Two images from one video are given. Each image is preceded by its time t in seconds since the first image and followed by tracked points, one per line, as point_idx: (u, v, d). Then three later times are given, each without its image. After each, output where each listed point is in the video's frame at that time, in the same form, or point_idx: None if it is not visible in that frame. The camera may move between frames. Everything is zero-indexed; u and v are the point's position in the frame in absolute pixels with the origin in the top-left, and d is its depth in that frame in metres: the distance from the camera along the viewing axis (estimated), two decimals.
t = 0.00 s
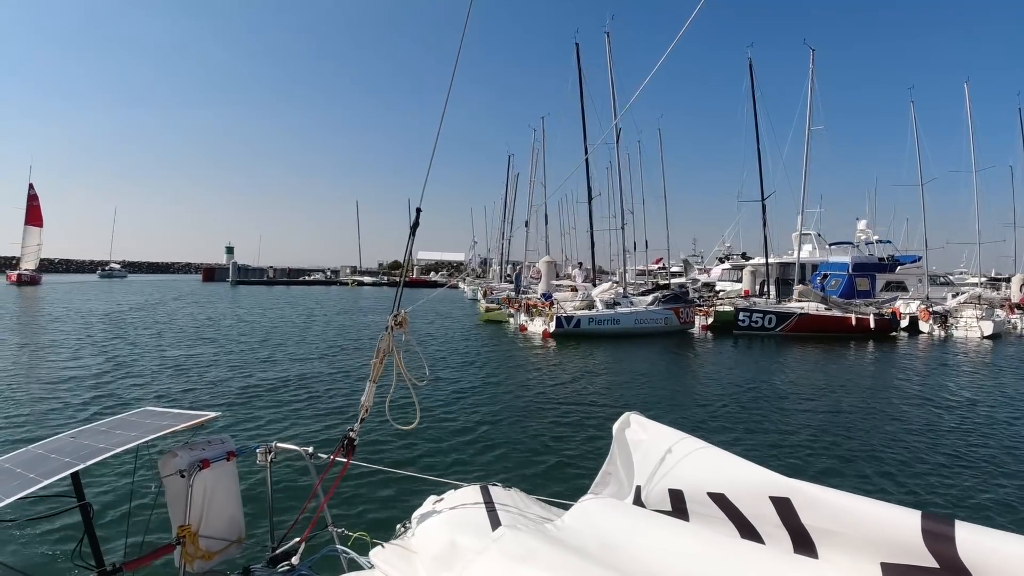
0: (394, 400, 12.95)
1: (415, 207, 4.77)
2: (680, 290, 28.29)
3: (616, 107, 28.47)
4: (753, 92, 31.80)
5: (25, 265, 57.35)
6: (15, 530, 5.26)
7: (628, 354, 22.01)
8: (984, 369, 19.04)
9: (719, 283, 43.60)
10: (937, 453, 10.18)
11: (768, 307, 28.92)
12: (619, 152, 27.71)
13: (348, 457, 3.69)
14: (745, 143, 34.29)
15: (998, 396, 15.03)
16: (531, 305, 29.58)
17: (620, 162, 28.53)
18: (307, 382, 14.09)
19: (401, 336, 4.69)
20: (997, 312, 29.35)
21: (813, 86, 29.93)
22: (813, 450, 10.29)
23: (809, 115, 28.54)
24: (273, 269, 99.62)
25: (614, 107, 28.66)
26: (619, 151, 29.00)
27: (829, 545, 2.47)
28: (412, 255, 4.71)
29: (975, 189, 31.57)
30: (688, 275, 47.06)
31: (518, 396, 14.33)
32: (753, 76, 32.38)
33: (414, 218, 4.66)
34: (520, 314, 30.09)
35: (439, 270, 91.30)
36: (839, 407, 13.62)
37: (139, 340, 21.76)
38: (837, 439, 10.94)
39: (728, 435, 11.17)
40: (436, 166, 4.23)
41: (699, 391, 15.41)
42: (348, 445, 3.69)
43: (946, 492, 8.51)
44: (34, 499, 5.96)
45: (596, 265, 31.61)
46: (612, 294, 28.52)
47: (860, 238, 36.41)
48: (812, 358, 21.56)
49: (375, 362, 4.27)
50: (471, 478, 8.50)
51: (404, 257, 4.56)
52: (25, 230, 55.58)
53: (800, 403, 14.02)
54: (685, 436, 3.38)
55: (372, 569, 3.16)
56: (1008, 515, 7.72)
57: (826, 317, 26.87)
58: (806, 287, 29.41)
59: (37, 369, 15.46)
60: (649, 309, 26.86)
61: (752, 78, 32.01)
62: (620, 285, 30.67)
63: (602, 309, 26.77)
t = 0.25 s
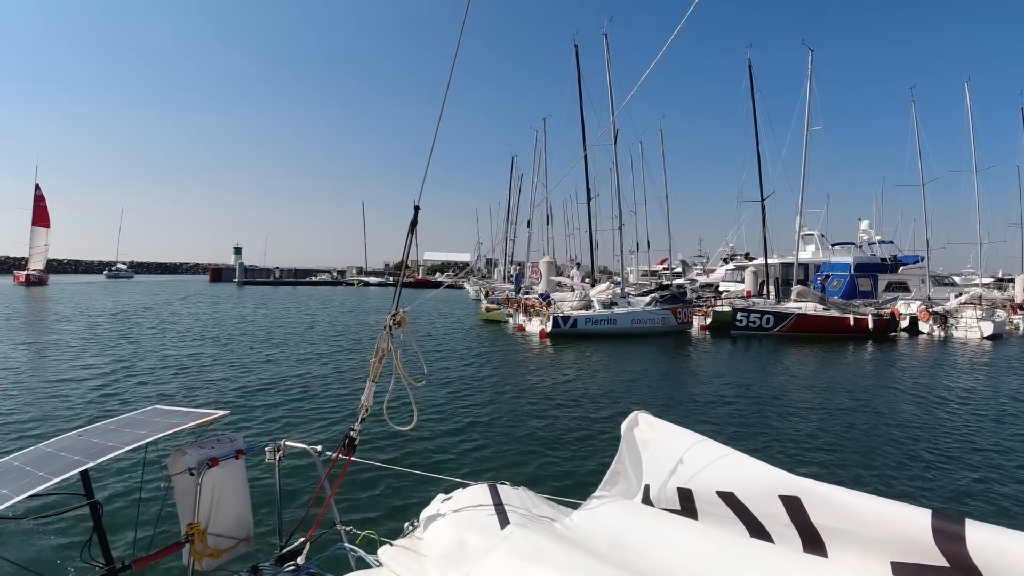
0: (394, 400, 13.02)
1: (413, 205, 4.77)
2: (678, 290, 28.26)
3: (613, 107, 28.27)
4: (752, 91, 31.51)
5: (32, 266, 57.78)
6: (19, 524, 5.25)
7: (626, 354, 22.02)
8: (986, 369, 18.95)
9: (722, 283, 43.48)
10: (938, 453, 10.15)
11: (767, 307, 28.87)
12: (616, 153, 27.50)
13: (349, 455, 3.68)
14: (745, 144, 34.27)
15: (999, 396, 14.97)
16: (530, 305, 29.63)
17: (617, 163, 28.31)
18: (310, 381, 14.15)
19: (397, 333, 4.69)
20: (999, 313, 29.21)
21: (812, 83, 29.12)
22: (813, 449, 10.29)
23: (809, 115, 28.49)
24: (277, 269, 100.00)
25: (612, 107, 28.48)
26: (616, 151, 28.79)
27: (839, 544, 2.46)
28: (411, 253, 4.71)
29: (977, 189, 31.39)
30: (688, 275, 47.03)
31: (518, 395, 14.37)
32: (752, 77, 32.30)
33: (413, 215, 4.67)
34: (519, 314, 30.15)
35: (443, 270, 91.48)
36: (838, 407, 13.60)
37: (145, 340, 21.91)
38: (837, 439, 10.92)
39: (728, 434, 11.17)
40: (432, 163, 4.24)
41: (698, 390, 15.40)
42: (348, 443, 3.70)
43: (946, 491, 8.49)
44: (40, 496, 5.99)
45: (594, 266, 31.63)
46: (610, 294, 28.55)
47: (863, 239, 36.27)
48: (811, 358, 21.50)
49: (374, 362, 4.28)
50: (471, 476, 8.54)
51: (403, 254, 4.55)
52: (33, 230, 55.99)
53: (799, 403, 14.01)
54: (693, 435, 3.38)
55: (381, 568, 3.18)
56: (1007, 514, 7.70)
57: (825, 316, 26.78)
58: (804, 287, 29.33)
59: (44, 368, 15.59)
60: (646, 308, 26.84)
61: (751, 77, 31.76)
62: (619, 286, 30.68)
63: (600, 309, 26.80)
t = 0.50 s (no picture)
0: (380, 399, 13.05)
1: (403, 205, 4.77)
2: (675, 290, 28.19)
3: (610, 108, 28.26)
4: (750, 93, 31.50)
5: (37, 265, 58.00)
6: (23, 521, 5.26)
7: (622, 353, 22.01)
8: (985, 370, 18.88)
9: (725, 283, 43.42)
10: (936, 453, 10.13)
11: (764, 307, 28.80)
12: (612, 154, 27.54)
13: (343, 453, 3.67)
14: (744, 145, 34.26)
15: (998, 396, 14.92)
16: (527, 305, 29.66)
17: (614, 164, 28.36)
18: (312, 381, 14.20)
19: (388, 336, 4.69)
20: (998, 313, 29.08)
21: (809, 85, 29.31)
22: (811, 449, 10.27)
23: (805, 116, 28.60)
24: (281, 269, 100.20)
25: (610, 108, 28.45)
26: (613, 152, 28.79)
27: (844, 545, 2.46)
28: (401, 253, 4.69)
29: (977, 189, 31.34)
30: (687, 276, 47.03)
31: (517, 394, 14.38)
32: (751, 78, 32.26)
33: (403, 215, 4.66)
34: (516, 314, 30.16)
35: (447, 270, 91.56)
36: (836, 407, 13.58)
37: (149, 339, 21.98)
38: (836, 438, 10.89)
39: (726, 434, 11.17)
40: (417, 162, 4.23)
41: (696, 390, 15.38)
42: (342, 442, 3.69)
43: (943, 491, 8.47)
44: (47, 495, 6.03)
45: (591, 266, 31.63)
46: (607, 294, 28.56)
47: (863, 240, 36.16)
48: (810, 358, 21.44)
49: (364, 363, 4.28)
50: (469, 475, 8.56)
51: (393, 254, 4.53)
52: (38, 230, 56.21)
53: (796, 402, 14.00)
54: (700, 435, 3.37)
55: (386, 567, 3.19)
56: (1005, 514, 7.67)
57: (822, 317, 26.68)
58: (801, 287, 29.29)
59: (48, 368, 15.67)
60: (643, 308, 26.79)
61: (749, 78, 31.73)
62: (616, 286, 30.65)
63: (597, 309, 26.80)
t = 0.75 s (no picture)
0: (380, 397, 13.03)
1: (404, 206, 4.77)
2: (672, 290, 28.03)
3: (608, 109, 28.21)
4: (749, 93, 31.39)
5: (42, 265, 58.27)
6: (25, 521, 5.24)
7: (619, 353, 22.02)
8: (984, 370, 18.81)
9: (727, 283, 43.38)
10: (934, 453, 10.10)
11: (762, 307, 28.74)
12: (610, 155, 27.49)
13: (346, 453, 3.69)
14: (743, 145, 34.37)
15: (996, 396, 14.89)
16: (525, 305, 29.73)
17: (612, 164, 28.32)
18: (314, 380, 14.25)
19: (389, 336, 4.69)
20: (997, 314, 28.98)
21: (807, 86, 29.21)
22: (810, 449, 10.26)
23: (803, 116, 28.52)
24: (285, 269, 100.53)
25: (608, 109, 28.41)
26: (611, 152, 28.74)
27: (850, 545, 2.45)
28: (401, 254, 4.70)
29: (976, 189, 31.30)
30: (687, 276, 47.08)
31: (516, 393, 14.41)
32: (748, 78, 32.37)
33: (402, 216, 4.66)
34: (514, 314, 30.22)
35: (451, 271, 91.75)
36: (833, 406, 13.58)
37: (152, 339, 22.05)
38: (834, 438, 10.88)
39: (724, 433, 11.16)
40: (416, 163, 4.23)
41: (692, 389, 15.39)
42: (346, 442, 3.70)
43: (941, 491, 8.44)
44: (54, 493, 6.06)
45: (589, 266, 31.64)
46: (605, 295, 28.60)
47: (864, 240, 36.09)
48: (808, 358, 21.42)
49: (365, 365, 4.28)
50: (466, 473, 8.57)
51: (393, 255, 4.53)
52: (43, 230, 56.48)
53: (793, 402, 14.00)
54: (704, 436, 3.37)
55: (391, 567, 3.20)
56: (1002, 513, 7.64)
57: (819, 317, 26.63)
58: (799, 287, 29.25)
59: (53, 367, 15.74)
60: (639, 308, 26.74)
61: (748, 79, 31.62)
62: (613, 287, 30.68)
63: (593, 309, 26.80)
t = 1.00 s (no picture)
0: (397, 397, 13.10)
1: (419, 206, 4.80)
2: (667, 290, 27.92)
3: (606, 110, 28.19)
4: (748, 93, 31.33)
5: (49, 265, 58.53)
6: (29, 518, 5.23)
7: (615, 353, 22.03)
8: (984, 370, 18.73)
9: (729, 283, 43.34)
10: (933, 453, 10.05)
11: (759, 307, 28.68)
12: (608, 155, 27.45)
13: (356, 452, 3.72)
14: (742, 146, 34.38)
15: (996, 396, 14.85)
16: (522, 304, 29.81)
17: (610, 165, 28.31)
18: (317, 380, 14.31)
19: (402, 334, 4.71)
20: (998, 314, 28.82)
21: (804, 86, 29.15)
22: (809, 448, 10.23)
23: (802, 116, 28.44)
24: (290, 269, 100.95)
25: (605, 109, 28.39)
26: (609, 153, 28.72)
27: (858, 546, 2.44)
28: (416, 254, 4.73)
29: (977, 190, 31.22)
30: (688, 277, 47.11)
31: (515, 393, 14.42)
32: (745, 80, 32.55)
33: (417, 216, 4.70)
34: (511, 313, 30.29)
35: (457, 271, 92.12)
36: (831, 406, 13.57)
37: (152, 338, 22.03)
38: (832, 438, 10.84)
39: (722, 433, 11.15)
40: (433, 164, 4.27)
41: (690, 388, 15.40)
42: (356, 441, 3.73)
43: (938, 492, 8.39)
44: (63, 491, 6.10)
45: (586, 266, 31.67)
46: (602, 294, 28.65)
47: (866, 240, 35.98)
48: (806, 358, 21.39)
49: (378, 363, 4.29)
50: (465, 472, 8.58)
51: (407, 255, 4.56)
52: (50, 229, 56.83)
53: (791, 401, 13.99)
54: (712, 436, 3.36)
55: (396, 566, 3.20)
56: (999, 513, 7.60)
57: (815, 317, 26.53)
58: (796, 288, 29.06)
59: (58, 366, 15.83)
60: (636, 308, 26.72)
61: (747, 79, 31.57)
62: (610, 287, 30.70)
63: (589, 308, 26.83)
